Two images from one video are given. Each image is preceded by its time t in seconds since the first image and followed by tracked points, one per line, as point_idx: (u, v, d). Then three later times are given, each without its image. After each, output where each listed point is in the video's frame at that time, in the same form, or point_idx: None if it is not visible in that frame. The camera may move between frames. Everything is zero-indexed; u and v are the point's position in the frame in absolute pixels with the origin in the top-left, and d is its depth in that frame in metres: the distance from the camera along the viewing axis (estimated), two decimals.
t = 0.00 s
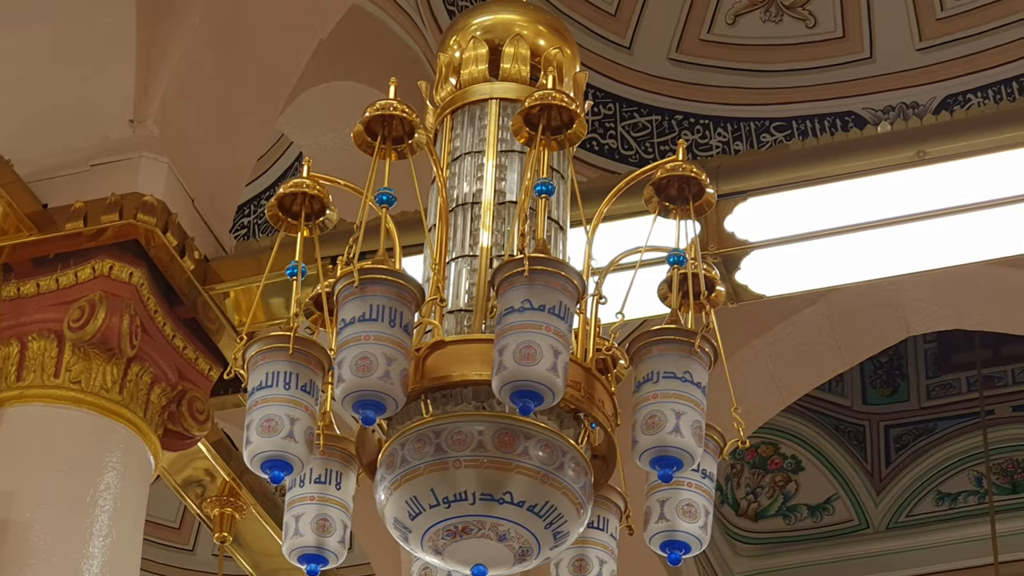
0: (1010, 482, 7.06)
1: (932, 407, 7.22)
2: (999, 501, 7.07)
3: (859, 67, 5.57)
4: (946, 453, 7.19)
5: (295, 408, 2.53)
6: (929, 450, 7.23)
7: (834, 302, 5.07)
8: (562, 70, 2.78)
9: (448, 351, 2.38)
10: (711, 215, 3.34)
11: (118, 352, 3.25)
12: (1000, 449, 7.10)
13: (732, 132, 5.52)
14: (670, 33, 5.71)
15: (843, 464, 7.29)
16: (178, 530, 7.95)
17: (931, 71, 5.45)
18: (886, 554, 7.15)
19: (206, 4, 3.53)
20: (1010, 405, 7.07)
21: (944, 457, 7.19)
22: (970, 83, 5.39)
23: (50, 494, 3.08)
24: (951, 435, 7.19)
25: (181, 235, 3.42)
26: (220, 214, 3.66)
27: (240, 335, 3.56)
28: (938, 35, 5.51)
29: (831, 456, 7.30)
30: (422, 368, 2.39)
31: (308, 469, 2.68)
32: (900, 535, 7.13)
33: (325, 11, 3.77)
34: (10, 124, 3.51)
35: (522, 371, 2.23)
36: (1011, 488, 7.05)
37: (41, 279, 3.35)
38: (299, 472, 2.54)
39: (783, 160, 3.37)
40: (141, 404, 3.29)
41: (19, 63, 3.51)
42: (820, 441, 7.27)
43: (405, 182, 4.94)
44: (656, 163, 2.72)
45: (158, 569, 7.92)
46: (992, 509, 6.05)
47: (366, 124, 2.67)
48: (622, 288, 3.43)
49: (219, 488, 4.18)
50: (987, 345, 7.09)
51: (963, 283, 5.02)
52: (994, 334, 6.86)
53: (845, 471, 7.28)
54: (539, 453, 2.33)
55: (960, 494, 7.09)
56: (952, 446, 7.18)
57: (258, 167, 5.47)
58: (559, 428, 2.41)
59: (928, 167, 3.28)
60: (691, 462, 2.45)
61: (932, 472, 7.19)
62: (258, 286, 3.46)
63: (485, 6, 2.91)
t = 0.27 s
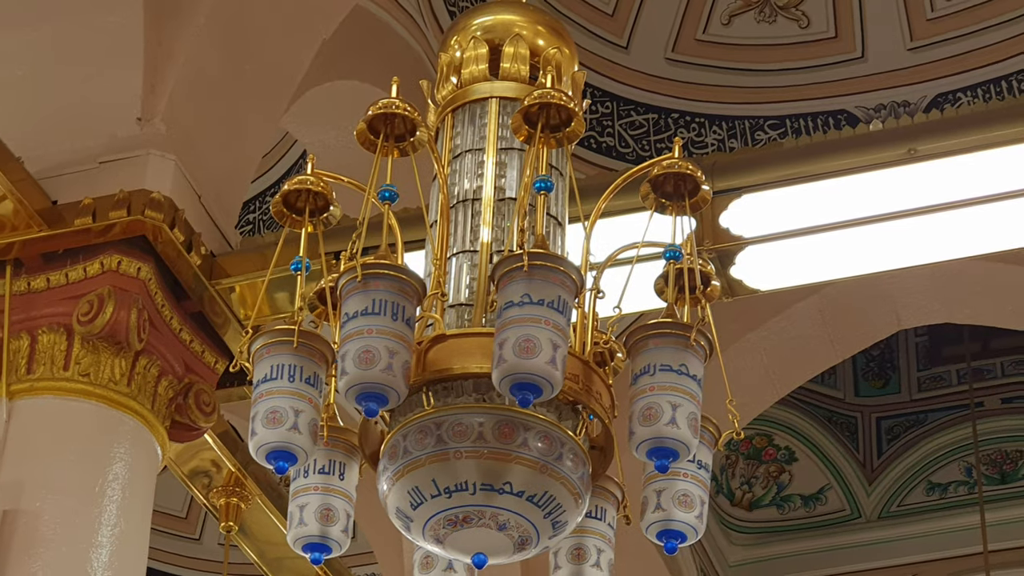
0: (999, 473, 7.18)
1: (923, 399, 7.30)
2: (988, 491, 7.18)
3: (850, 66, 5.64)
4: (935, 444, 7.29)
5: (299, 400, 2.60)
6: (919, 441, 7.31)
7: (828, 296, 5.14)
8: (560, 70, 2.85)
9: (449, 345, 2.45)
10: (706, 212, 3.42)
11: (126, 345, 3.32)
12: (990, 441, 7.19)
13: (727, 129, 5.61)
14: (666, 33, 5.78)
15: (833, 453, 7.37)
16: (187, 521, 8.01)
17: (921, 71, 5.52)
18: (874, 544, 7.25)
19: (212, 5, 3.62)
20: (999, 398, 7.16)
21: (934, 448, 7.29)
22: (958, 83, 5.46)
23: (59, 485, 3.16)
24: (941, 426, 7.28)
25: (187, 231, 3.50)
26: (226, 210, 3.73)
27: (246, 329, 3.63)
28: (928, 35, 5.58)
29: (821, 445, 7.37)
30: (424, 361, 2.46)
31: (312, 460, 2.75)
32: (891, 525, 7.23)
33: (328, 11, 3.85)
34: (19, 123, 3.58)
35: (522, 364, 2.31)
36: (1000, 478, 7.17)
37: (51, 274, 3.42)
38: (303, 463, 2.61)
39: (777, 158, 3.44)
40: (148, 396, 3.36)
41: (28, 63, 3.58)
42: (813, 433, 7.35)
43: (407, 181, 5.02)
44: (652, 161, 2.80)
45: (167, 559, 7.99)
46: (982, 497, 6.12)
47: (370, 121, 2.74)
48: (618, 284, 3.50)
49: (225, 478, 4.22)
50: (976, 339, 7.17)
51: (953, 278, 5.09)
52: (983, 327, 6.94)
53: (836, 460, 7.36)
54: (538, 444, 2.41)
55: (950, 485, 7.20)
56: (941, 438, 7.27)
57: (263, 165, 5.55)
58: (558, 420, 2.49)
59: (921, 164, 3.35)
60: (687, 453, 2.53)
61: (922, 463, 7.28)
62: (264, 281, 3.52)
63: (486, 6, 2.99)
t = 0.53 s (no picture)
0: (988, 463, 7.27)
1: (914, 391, 7.41)
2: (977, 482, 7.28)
3: (842, 66, 5.72)
4: (926, 435, 7.38)
5: (303, 393, 2.68)
6: (911, 432, 7.41)
7: (822, 291, 5.24)
8: (559, 68, 2.93)
9: (450, 339, 2.52)
10: (702, 209, 3.48)
11: (133, 339, 3.40)
12: (980, 432, 7.27)
13: (722, 127, 5.70)
14: (662, 32, 5.84)
15: (824, 441, 7.46)
16: (192, 510, 8.18)
17: (912, 71, 5.61)
18: (861, 533, 7.37)
19: (219, 5, 3.69)
20: (988, 390, 7.24)
21: (924, 439, 7.39)
22: (949, 82, 5.56)
23: (68, 475, 3.23)
24: (932, 418, 7.37)
25: (194, 227, 3.57)
26: (232, 206, 3.80)
27: (251, 323, 3.71)
28: (920, 35, 5.66)
29: (812, 435, 7.47)
30: (426, 354, 2.54)
31: (316, 451, 2.83)
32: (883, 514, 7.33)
33: (331, 12, 3.95)
34: (30, 121, 3.64)
35: (521, 357, 2.38)
36: (989, 469, 7.27)
37: (61, 269, 3.49)
38: (307, 454, 2.68)
39: (773, 155, 3.51)
40: (155, 388, 3.44)
41: (40, 63, 3.65)
42: (807, 425, 7.45)
43: (409, 179, 5.10)
44: (649, 158, 2.88)
45: (171, 547, 8.16)
46: (969, 488, 6.22)
47: (372, 120, 2.82)
48: (616, 278, 3.56)
49: (231, 470, 4.29)
50: (966, 333, 7.27)
51: (944, 273, 5.17)
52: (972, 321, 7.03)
53: (829, 450, 7.46)
54: (538, 436, 2.48)
55: (940, 475, 7.28)
56: (932, 429, 7.36)
57: (267, 162, 5.65)
58: (557, 412, 2.57)
59: (911, 161, 3.44)
60: (682, 444, 2.60)
61: (913, 454, 7.37)
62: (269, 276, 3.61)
63: (487, 6, 3.07)
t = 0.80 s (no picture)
0: (978, 455, 7.34)
1: (905, 384, 7.49)
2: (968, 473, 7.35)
3: (835, 65, 5.79)
4: (918, 427, 7.48)
5: (307, 385, 2.75)
6: (902, 424, 7.51)
7: (815, 285, 5.31)
8: (558, 68, 3.02)
9: (451, 333, 2.60)
10: (698, 205, 3.56)
11: (141, 333, 3.47)
12: (970, 423, 7.36)
13: (717, 126, 5.77)
14: (660, 32, 5.94)
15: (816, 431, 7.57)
16: (199, 500, 8.28)
17: (904, 70, 5.68)
18: (858, 523, 7.46)
19: (225, 6, 3.76)
20: (978, 382, 7.35)
21: (915, 432, 7.48)
22: (941, 80, 5.62)
23: (78, 466, 3.30)
24: (922, 410, 7.46)
25: (200, 223, 3.64)
26: (238, 203, 3.88)
27: (256, 317, 3.79)
28: (911, 35, 5.74)
29: (806, 426, 7.57)
30: (427, 347, 2.61)
31: (320, 443, 2.90)
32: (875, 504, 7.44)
33: (334, 12, 4.05)
34: (39, 120, 3.72)
35: (521, 350, 2.45)
36: (979, 460, 7.33)
37: (69, 264, 3.56)
38: (310, 446, 2.76)
39: (769, 152, 3.57)
40: (163, 381, 3.52)
41: (50, 62, 3.74)
42: (800, 417, 7.55)
43: (411, 176, 5.18)
44: (646, 155, 2.96)
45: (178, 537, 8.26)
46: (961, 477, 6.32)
47: (376, 118, 2.88)
48: (613, 273, 3.59)
49: (237, 461, 4.35)
50: (957, 326, 7.37)
51: (935, 269, 5.24)
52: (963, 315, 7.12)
53: (822, 441, 7.56)
54: (536, 428, 2.55)
55: (931, 466, 7.40)
56: (924, 421, 7.46)
57: (272, 160, 5.78)
58: (554, 404, 2.64)
59: (903, 159, 3.50)
60: (679, 436, 2.67)
61: (904, 445, 7.47)
62: (273, 270, 3.69)
63: (487, 6, 3.14)
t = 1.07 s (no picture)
0: (968, 447, 7.43)
1: (897, 376, 7.61)
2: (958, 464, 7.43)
3: (827, 65, 5.87)
4: (908, 420, 7.57)
5: (311, 378, 2.82)
6: (894, 417, 7.60)
7: (808, 281, 5.40)
8: (557, 67, 3.10)
9: (452, 327, 2.67)
10: (693, 201, 3.62)
11: (148, 326, 3.54)
12: (961, 416, 7.47)
13: (713, 124, 5.87)
14: (656, 32, 6.01)
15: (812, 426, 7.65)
16: (205, 491, 8.38)
17: (895, 70, 5.76)
18: (853, 513, 7.52)
19: (230, 7, 3.84)
20: (968, 375, 7.47)
21: (906, 424, 7.57)
22: (932, 80, 5.70)
23: (86, 457, 3.37)
24: (913, 403, 7.57)
25: (206, 219, 3.71)
26: (243, 200, 3.96)
27: (260, 312, 3.86)
28: (902, 35, 5.82)
29: (801, 420, 7.66)
30: (428, 341, 2.69)
31: (324, 434, 2.98)
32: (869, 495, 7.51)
33: (337, 12, 4.08)
34: (48, 118, 3.80)
35: (520, 344, 2.52)
36: (969, 452, 7.42)
37: (77, 260, 3.63)
38: (314, 437, 2.83)
39: (763, 150, 3.63)
40: (169, 373, 3.59)
41: (58, 63, 3.82)
42: (794, 409, 7.64)
43: (412, 173, 5.27)
44: (643, 153, 3.04)
45: (185, 527, 8.34)
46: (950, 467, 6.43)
47: (377, 117, 2.96)
48: (611, 269, 3.67)
49: (242, 452, 4.42)
50: (947, 320, 7.50)
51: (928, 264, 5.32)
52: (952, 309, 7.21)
53: (815, 432, 7.65)
54: (536, 420, 2.63)
55: (923, 458, 7.48)
56: (914, 413, 7.56)
57: (277, 157, 5.89)
58: (553, 397, 2.72)
59: (895, 157, 3.56)
60: (675, 427, 2.74)
61: (895, 438, 7.55)
62: (278, 266, 3.75)
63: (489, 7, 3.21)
